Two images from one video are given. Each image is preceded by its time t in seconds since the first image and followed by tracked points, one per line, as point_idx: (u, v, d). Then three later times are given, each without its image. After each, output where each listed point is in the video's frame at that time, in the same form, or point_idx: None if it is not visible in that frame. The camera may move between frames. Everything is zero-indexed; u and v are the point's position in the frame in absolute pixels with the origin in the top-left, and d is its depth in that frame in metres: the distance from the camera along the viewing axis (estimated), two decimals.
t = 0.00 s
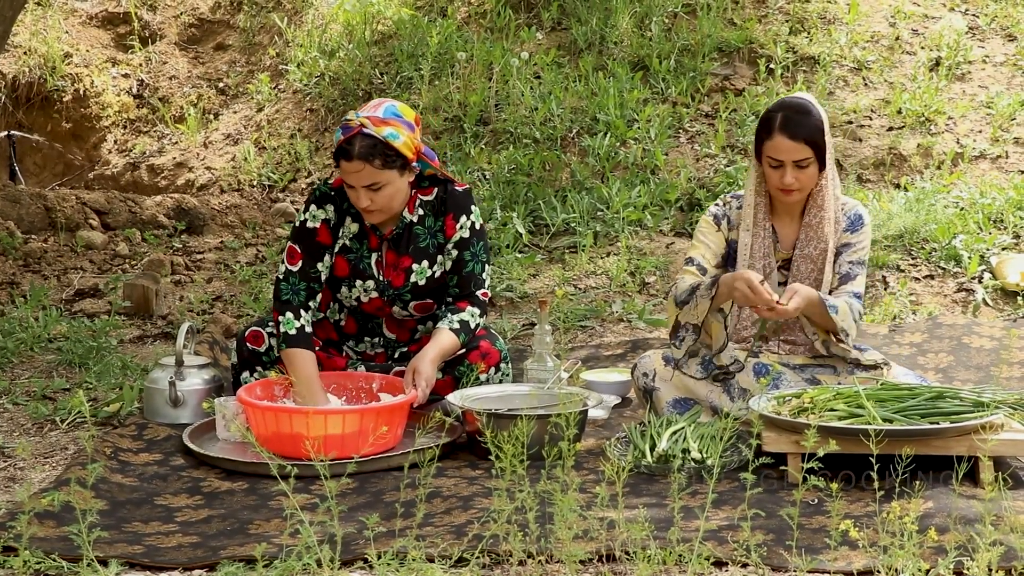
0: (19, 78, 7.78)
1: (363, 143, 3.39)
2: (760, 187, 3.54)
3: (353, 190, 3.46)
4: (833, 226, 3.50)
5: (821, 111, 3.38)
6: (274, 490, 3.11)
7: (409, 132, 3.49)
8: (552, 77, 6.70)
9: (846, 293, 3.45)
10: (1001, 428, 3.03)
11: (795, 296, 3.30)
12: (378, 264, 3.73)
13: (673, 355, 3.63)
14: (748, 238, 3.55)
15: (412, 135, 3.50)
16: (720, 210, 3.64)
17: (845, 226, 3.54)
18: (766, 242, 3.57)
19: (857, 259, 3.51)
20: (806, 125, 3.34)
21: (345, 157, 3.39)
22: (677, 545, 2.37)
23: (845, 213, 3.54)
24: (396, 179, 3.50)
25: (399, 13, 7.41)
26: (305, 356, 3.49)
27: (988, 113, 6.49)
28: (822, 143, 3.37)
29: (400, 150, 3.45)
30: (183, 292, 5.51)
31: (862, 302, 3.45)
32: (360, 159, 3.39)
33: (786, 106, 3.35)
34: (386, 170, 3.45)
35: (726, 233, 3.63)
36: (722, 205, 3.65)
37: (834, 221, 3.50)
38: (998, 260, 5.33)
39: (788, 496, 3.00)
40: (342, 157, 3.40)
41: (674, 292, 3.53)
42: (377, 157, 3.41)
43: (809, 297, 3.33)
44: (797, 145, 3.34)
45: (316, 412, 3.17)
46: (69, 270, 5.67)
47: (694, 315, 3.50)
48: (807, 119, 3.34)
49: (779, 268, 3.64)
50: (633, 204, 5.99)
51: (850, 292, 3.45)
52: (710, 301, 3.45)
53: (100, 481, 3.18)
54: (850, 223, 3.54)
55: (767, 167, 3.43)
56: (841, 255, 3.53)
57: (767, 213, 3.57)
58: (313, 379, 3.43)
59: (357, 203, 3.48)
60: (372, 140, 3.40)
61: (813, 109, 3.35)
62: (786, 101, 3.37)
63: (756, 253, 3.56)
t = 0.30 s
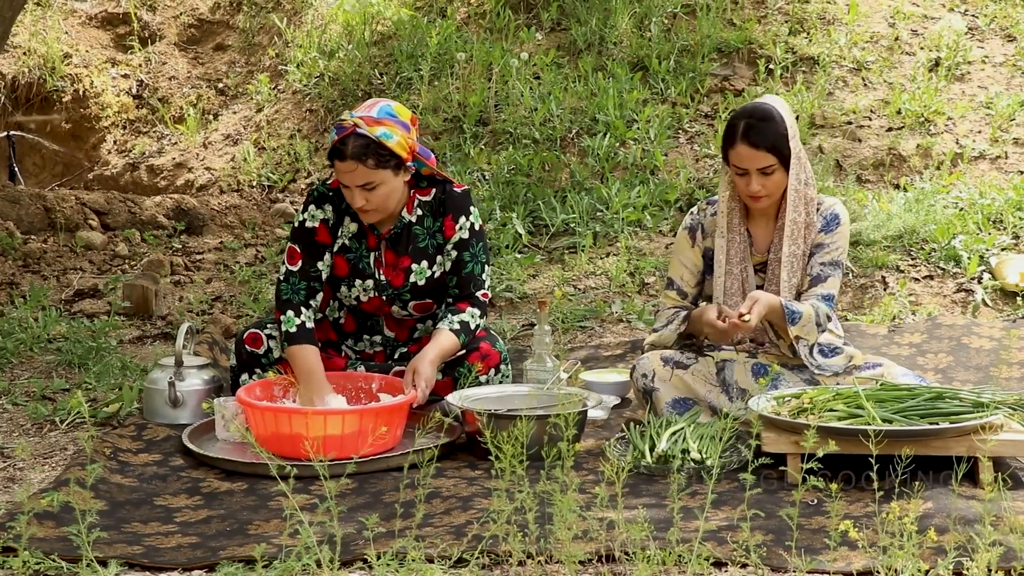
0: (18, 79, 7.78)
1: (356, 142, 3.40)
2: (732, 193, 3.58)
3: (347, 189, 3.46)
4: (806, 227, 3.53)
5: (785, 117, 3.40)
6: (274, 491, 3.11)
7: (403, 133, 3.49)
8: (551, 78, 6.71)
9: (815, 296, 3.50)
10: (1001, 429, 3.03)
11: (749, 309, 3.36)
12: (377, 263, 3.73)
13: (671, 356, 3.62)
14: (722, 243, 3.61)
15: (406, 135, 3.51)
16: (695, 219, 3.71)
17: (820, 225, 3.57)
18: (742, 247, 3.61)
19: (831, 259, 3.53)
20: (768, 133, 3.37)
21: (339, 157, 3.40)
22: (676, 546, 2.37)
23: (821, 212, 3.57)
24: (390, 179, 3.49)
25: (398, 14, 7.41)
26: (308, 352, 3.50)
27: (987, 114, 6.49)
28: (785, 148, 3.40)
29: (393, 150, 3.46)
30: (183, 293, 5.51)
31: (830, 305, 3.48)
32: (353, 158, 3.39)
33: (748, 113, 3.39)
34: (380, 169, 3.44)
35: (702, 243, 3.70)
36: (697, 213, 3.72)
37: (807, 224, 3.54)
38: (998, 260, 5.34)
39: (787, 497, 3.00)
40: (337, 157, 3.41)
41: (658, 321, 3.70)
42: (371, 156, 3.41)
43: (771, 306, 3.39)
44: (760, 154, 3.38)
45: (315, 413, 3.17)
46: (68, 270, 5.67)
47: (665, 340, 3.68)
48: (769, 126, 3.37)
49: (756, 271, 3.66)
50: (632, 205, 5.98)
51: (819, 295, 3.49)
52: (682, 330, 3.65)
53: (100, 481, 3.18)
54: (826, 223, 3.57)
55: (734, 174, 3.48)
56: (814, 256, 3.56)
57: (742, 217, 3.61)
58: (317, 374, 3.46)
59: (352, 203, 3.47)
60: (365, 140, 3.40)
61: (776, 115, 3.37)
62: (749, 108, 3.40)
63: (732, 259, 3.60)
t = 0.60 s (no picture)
0: (18, 79, 7.79)
1: (321, 129, 3.46)
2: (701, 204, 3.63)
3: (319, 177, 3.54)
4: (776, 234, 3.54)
5: (747, 128, 3.42)
6: (274, 491, 3.11)
7: (370, 118, 3.54)
8: (551, 78, 6.71)
9: (789, 300, 3.52)
10: (1000, 429, 3.03)
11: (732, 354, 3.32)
12: (364, 251, 3.74)
13: (671, 357, 3.62)
14: (691, 252, 3.68)
15: (374, 121, 3.55)
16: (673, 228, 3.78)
17: (791, 230, 3.56)
18: (716, 258, 3.66)
19: (804, 263, 3.53)
20: (731, 145, 3.39)
21: (307, 145, 3.48)
22: (676, 547, 2.37)
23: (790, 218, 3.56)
24: (358, 164, 3.53)
25: (398, 15, 7.42)
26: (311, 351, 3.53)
27: (987, 114, 6.49)
28: (748, 160, 3.43)
29: (359, 135, 3.50)
30: (183, 294, 5.51)
31: (806, 308, 3.52)
32: (318, 144, 3.46)
33: (710, 126, 3.42)
34: (344, 154, 3.49)
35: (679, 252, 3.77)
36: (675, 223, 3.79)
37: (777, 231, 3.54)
38: (998, 261, 5.34)
39: (787, 497, 3.00)
40: (305, 146, 3.49)
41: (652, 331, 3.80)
42: (335, 141, 3.47)
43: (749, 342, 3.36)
44: (725, 168, 3.40)
45: (316, 414, 3.17)
46: (68, 271, 5.67)
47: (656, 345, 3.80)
48: (732, 139, 3.39)
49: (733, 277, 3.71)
50: (632, 205, 5.98)
51: (796, 299, 3.52)
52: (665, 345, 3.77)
53: (100, 482, 3.18)
54: (797, 228, 3.55)
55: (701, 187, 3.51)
56: (787, 260, 3.56)
57: (713, 228, 3.65)
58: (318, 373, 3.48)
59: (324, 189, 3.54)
60: (330, 126, 3.46)
61: (739, 127, 3.40)
62: (711, 122, 3.43)
63: (705, 269, 3.66)
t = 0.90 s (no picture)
0: (19, 80, 7.79)
1: (263, 127, 3.50)
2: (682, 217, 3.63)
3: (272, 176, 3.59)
4: (755, 246, 3.55)
5: (724, 141, 3.40)
6: (274, 492, 3.11)
7: (311, 111, 3.55)
8: (551, 79, 6.71)
9: (765, 305, 3.48)
10: (1000, 429, 3.03)
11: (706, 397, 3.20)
12: (330, 247, 3.78)
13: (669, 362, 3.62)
14: (673, 263, 3.69)
15: (315, 114, 3.56)
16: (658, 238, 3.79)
17: (769, 239, 3.56)
18: (699, 269, 3.69)
19: (781, 270, 3.53)
20: (708, 160, 3.38)
21: (253, 146, 3.54)
22: (676, 547, 2.37)
23: (767, 229, 3.56)
24: (306, 157, 3.55)
25: (398, 15, 7.41)
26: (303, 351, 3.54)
27: (987, 114, 6.49)
28: (727, 173, 3.41)
29: (300, 128, 3.52)
30: (183, 294, 5.51)
31: (781, 312, 3.46)
32: (262, 142, 3.51)
33: (687, 141, 3.40)
34: (288, 149, 3.52)
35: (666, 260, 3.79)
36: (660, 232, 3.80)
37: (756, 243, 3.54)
38: (998, 261, 5.34)
39: (788, 497, 3.00)
40: (253, 148, 3.55)
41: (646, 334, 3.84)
42: (276, 138, 3.50)
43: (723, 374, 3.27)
44: (704, 182, 3.39)
45: (317, 414, 3.17)
46: (69, 271, 5.67)
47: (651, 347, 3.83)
48: (708, 154, 3.38)
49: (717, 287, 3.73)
50: (632, 206, 5.98)
51: (770, 304, 3.47)
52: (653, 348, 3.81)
53: (100, 482, 3.18)
54: (773, 238, 3.56)
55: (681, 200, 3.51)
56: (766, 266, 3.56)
57: (693, 239, 3.66)
58: (310, 374, 3.48)
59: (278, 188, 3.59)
60: (271, 123, 3.50)
61: (716, 142, 3.38)
62: (687, 135, 3.41)
63: (687, 281, 3.69)
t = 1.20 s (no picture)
0: (19, 80, 7.79)
1: (218, 141, 3.53)
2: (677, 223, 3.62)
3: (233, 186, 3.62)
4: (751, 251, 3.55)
5: (717, 149, 3.38)
6: (274, 492, 3.11)
7: (263, 118, 3.55)
8: (552, 78, 6.71)
9: (763, 313, 3.50)
10: (1000, 430, 3.03)
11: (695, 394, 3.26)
12: (294, 252, 3.81)
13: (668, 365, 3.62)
14: (668, 270, 3.69)
15: (269, 121, 3.56)
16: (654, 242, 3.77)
17: (765, 244, 3.57)
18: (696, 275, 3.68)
19: (778, 276, 3.54)
20: (702, 169, 3.36)
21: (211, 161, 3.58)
22: (676, 547, 2.37)
23: (765, 234, 3.57)
24: (263, 165, 3.57)
25: (398, 15, 7.41)
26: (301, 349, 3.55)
27: (988, 115, 6.49)
28: (720, 181, 3.39)
29: (254, 137, 3.53)
30: (183, 294, 5.51)
31: (780, 320, 3.48)
32: (217, 156, 3.54)
33: (679, 149, 3.38)
34: (245, 158, 3.54)
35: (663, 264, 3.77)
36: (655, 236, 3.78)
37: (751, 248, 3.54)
38: (998, 261, 5.34)
39: (788, 498, 3.00)
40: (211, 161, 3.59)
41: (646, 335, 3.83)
42: (233, 148, 3.52)
43: (711, 371, 3.34)
44: (695, 192, 3.38)
45: (317, 415, 3.18)
46: (69, 271, 5.67)
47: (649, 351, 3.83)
48: (701, 163, 3.35)
49: (715, 290, 3.73)
50: (632, 206, 5.98)
51: (769, 311, 3.49)
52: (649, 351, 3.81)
53: (100, 482, 3.18)
54: (770, 242, 3.56)
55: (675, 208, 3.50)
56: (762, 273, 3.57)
57: (688, 245, 3.65)
58: (310, 373, 3.49)
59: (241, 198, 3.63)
60: (225, 135, 3.53)
61: (707, 150, 3.36)
62: (678, 144, 3.39)
63: (684, 287, 3.68)
